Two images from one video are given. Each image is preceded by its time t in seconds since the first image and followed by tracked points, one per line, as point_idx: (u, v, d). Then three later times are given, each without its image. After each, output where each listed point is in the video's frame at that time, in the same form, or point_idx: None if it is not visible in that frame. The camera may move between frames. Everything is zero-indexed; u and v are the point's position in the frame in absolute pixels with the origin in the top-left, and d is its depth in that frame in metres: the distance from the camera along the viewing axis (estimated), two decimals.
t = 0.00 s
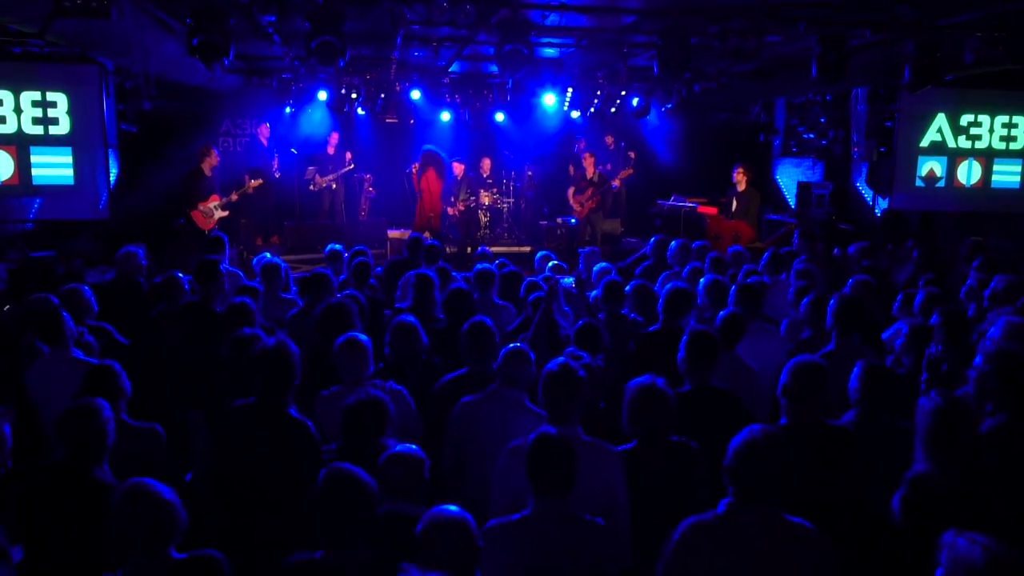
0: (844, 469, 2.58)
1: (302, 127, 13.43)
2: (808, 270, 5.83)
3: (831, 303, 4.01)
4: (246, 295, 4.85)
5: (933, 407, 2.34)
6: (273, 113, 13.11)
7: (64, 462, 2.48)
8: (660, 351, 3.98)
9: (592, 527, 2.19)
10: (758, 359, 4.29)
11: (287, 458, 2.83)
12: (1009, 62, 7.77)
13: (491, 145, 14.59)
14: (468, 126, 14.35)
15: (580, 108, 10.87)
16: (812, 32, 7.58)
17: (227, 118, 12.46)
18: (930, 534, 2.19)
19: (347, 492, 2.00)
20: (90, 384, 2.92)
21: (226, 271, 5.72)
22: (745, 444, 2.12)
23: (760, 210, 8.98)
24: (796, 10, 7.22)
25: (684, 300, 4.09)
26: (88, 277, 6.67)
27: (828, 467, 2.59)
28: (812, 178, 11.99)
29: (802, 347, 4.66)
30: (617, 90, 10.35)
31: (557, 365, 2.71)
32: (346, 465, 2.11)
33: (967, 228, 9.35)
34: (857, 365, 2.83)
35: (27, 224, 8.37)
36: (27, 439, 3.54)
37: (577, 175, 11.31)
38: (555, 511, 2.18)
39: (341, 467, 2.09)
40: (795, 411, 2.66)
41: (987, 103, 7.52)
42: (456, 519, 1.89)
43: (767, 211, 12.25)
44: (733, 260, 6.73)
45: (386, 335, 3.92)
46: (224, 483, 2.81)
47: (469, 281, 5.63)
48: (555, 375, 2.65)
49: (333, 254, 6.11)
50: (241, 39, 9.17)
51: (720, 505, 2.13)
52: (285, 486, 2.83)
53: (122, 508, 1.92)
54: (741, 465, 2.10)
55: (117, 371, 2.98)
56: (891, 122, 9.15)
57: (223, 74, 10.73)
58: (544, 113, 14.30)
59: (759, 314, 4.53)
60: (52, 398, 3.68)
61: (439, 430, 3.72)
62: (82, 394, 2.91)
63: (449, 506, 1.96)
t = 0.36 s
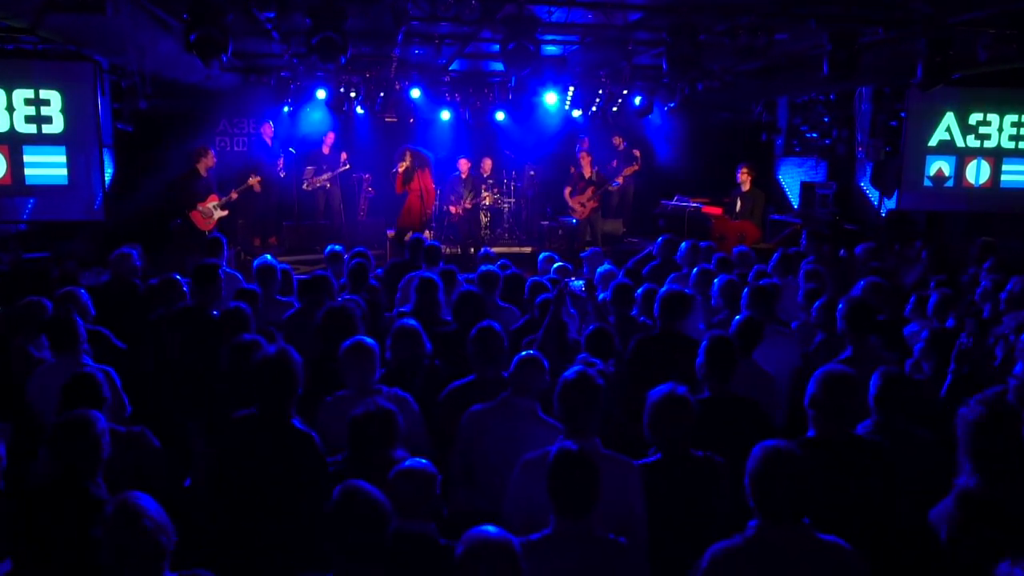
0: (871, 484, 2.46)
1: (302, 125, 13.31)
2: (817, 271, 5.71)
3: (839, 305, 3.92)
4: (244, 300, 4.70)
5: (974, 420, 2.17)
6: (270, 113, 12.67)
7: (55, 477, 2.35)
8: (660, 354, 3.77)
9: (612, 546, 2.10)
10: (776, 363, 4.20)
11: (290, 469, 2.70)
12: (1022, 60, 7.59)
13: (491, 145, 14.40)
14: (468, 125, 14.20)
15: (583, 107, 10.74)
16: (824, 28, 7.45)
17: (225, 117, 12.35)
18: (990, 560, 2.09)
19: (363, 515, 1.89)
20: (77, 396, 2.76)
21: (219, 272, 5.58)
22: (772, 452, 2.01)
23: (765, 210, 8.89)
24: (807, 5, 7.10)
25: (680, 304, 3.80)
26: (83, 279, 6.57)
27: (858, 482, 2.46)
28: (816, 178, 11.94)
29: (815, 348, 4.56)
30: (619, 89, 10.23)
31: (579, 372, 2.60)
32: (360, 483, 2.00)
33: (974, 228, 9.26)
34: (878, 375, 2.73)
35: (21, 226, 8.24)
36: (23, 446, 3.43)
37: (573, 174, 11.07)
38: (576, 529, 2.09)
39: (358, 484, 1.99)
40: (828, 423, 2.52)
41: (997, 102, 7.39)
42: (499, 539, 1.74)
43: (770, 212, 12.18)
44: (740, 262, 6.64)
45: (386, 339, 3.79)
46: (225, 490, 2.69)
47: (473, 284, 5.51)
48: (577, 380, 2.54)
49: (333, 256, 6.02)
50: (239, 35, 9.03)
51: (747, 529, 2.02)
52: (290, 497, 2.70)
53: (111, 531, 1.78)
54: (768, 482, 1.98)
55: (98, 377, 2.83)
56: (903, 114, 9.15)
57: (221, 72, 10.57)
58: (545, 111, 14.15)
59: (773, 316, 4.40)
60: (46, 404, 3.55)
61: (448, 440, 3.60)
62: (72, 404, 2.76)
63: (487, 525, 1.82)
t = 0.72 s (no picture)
0: (911, 505, 2.30)
1: (301, 125, 13.17)
2: (828, 273, 5.59)
3: (850, 313, 3.82)
4: (242, 305, 4.56)
5: None
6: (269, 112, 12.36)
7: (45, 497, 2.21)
8: (669, 357, 3.63)
9: (640, 568, 1.96)
10: (795, 369, 4.05)
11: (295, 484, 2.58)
12: None
13: (493, 144, 14.24)
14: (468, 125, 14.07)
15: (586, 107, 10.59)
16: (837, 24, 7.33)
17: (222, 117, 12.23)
18: None
19: (382, 542, 1.78)
20: (66, 408, 2.62)
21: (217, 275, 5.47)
22: (809, 474, 1.89)
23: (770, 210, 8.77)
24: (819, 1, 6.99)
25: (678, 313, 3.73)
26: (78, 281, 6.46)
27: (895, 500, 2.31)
28: (819, 177, 11.75)
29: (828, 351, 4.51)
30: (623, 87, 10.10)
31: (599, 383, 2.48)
32: (374, 505, 1.88)
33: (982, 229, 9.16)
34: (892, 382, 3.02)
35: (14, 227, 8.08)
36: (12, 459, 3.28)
37: (573, 173, 10.67)
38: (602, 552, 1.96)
39: (375, 508, 1.87)
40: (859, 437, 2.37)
41: (1008, 101, 7.28)
42: (546, 565, 1.60)
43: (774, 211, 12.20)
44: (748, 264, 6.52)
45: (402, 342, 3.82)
46: (227, 501, 2.60)
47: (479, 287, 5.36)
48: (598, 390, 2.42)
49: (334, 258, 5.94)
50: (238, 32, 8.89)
51: (780, 553, 1.88)
52: (295, 513, 2.59)
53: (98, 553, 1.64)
54: (800, 504, 1.85)
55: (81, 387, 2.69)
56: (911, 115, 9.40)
57: (218, 70, 10.42)
58: (546, 110, 14.00)
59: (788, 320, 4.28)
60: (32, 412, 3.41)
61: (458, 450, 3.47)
62: (61, 419, 2.62)
63: (530, 547, 1.69)
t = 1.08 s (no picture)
0: (947, 525, 2.22)
1: (300, 123, 13.06)
2: (842, 274, 5.47)
3: (866, 319, 3.59)
4: (242, 309, 4.42)
5: None
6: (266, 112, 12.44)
7: (35, 518, 2.07)
8: (687, 364, 3.49)
9: None
10: (814, 373, 3.91)
11: (302, 501, 2.46)
12: None
13: (494, 142, 14.29)
14: (469, 124, 14.06)
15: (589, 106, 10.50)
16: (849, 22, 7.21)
17: (219, 116, 12.10)
18: None
19: (389, 571, 1.65)
20: (60, 422, 2.48)
21: (216, 278, 5.36)
22: (873, 496, 1.76)
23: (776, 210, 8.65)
24: None
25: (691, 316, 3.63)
26: (72, 285, 6.33)
27: (936, 522, 2.22)
28: (824, 178, 11.82)
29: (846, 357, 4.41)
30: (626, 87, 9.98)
31: (622, 396, 2.36)
32: (385, 532, 1.75)
33: (990, 230, 9.06)
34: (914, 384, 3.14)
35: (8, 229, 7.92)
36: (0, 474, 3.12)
37: (578, 174, 10.57)
38: None
39: (383, 534, 1.74)
40: (897, 455, 2.25)
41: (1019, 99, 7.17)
42: None
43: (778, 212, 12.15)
44: (756, 265, 6.41)
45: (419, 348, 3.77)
46: (229, 521, 2.47)
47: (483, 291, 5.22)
48: (624, 402, 2.31)
49: (336, 260, 5.83)
50: (236, 30, 8.75)
51: None
52: (301, 532, 2.46)
53: None
54: (858, 527, 1.74)
55: (78, 400, 2.56)
56: (917, 113, 9.45)
57: (215, 68, 10.25)
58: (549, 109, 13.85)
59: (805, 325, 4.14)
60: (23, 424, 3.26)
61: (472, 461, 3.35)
62: (55, 434, 2.47)
63: None
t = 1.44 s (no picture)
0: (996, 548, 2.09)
1: (298, 123, 12.89)
2: (854, 276, 5.37)
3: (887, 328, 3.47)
4: (242, 314, 4.29)
5: None
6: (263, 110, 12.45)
7: (28, 540, 1.93)
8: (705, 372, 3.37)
9: None
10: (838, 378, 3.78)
11: (305, 521, 2.33)
12: None
13: (495, 142, 14.16)
14: (471, 124, 13.93)
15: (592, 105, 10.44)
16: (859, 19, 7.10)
17: (217, 116, 12.01)
18: None
19: None
20: (64, 436, 2.34)
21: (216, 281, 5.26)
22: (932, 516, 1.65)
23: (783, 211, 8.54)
24: None
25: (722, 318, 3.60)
26: (68, 287, 6.21)
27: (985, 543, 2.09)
28: (828, 178, 11.73)
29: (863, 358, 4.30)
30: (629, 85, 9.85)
31: (651, 409, 2.27)
32: (401, 559, 1.63)
33: (1000, 231, 8.96)
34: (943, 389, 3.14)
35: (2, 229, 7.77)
36: None
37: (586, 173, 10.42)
38: None
39: (399, 562, 1.61)
40: (942, 476, 2.11)
41: None
42: None
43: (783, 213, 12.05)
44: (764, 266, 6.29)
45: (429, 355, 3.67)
46: (229, 536, 2.35)
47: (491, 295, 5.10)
48: (653, 416, 2.21)
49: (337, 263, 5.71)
50: (235, 26, 8.60)
51: None
52: (303, 547, 2.34)
53: None
54: (917, 551, 1.61)
55: (85, 413, 2.42)
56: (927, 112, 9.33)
57: (213, 66, 10.08)
58: (552, 108, 13.74)
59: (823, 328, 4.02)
60: (20, 438, 3.11)
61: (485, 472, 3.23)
62: (53, 450, 2.33)
63: None
